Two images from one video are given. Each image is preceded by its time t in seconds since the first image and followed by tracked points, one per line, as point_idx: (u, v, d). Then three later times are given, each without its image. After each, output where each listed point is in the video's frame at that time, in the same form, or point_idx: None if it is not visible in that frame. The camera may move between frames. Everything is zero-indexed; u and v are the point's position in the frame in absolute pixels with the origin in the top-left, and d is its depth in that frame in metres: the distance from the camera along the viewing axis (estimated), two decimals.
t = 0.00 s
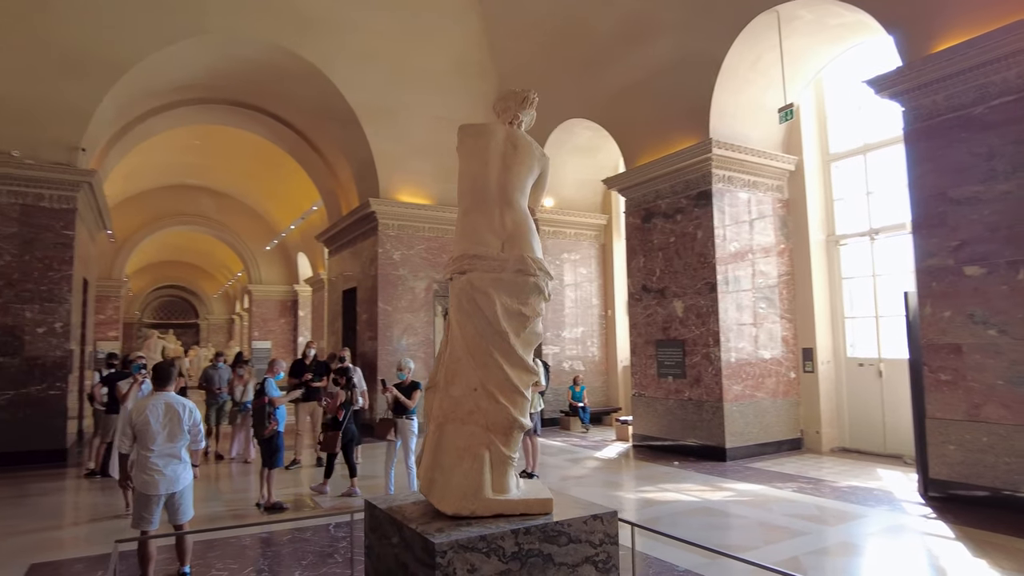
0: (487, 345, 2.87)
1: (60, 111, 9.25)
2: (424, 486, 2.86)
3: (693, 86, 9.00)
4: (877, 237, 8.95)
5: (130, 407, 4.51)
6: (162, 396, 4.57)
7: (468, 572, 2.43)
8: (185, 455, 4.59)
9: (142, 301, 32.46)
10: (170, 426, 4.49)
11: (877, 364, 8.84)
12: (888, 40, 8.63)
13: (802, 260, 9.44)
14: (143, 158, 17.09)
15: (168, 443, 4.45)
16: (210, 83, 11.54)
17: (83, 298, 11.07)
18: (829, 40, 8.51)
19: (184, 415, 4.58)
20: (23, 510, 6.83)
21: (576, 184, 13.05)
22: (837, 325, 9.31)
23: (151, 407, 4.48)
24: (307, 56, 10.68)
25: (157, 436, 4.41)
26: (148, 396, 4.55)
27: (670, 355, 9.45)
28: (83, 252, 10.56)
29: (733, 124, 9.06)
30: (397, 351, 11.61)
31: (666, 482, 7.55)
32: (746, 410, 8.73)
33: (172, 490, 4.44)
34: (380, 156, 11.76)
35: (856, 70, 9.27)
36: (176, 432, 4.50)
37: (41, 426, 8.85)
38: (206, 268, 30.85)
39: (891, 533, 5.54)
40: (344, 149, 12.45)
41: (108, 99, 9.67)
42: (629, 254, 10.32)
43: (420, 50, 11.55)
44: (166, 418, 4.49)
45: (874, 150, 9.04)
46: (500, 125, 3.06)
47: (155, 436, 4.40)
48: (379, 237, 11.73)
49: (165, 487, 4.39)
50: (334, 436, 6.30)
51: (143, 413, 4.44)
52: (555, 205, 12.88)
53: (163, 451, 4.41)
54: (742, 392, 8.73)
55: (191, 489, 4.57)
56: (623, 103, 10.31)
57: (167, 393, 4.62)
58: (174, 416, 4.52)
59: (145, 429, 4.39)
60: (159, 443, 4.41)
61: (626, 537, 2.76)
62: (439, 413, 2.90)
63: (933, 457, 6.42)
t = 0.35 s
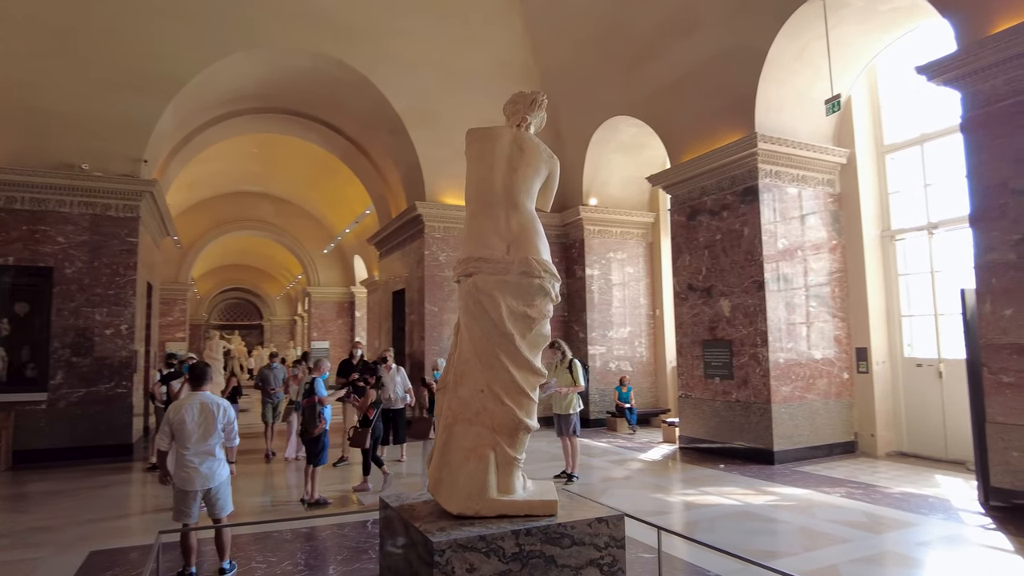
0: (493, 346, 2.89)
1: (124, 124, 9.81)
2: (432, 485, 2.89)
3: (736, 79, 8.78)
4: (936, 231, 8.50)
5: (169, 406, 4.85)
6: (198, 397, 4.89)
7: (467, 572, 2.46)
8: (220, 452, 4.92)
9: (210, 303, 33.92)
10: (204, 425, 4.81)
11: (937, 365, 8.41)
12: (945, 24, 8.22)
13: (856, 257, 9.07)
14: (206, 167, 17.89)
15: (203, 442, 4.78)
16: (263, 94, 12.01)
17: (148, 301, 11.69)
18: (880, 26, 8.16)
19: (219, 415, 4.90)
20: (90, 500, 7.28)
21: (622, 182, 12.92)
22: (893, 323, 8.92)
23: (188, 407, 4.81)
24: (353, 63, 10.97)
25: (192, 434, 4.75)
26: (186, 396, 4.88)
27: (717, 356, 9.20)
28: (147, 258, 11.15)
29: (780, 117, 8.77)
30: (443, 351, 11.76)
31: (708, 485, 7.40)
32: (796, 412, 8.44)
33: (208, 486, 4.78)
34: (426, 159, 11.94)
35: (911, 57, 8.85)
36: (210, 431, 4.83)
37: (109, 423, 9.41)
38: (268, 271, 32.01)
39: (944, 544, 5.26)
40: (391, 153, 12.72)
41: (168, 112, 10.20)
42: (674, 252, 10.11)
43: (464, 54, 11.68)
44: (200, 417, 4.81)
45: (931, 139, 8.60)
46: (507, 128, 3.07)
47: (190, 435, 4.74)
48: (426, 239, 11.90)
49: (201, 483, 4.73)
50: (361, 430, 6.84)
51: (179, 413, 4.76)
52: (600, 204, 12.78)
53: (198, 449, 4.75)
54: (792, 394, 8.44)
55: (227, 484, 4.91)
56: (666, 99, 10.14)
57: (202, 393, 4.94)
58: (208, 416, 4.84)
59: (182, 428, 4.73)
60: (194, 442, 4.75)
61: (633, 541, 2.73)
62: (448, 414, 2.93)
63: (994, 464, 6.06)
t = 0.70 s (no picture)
0: (496, 342, 2.86)
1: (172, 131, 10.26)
2: (436, 482, 2.88)
3: (776, 68, 8.49)
4: (993, 222, 8.04)
5: (205, 401, 4.92)
6: (233, 392, 4.95)
7: (463, 569, 2.44)
8: (253, 447, 4.98)
9: (263, 302, 34.94)
10: (238, 420, 4.88)
11: (995, 364, 7.97)
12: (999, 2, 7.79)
13: (906, 250, 8.66)
14: (255, 170, 18.41)
15: (237, 436, 4.84)
16: (304, 97, 12.29)
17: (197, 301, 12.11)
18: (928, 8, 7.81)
19: (252, 410, 4.95)
20: (138, 491, 7.60)
21: (661, 177, 12.68)
22: (946, 319, 8.52)
23: (222, 403, 4.87)
24: (389, 64, 11.12)
25: (226, 430, 4.82)
26: (221, 392, 4.94)
27: (759, 355, 8.90)
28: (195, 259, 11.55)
29: (822, 106, 8.45)
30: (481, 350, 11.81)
31: (746, 486, 7.20)
32: (841, 412, 8.13)
33: (240, 480, 4.84)
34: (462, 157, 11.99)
35: (965, 38, 8.41)
36: (243, 426, 4.89)
37: (159, 417, 9.78)
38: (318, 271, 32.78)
39: (994, 553, 4.96)
40: (429, 152, 12.82)
41: (212, 118, 10.60)
42: (714, 248, 9.83)
43: (499, 52, 11.66)
44: (234, 412, 4.88)
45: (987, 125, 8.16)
46: (511, 121, 3.03)
47: (224, 430, 4.80)
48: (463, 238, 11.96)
49: (233, 477, 4.79)
50: (395, 425, 6.92)
51: (215, 407, 4.83)
52: (640, 200, 12.57)
53: (231, 445, 4.81)
54: (836, 393, 8.13)
55: (258, 479, 4.97)
56: (704, 91, 9.89)
57: (237, 388, 5.00)
58: (242, 411, 4.90)
59: (216, 423, 4.80)
60: (229, 437, 4.82)
61: (638, 543, 2.65)
62: (452, 411, 2.92)
63: None
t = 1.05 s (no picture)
0: (494, 346, 2.79)
1: (220, 138, 10.59)
2: (435, 488, 2.83)
3: (822, 55, 8.10)
4: None
5: (236, 401, 4.96)
6: (263, 392, 4.96)
7: None
8: (282, 448, 5.01)
9: (318, 302, 35.81)
10: (268, 421, 4.89)
11: None
12: None
13: (966, 244, 8.16)
14: (305, 173, 18.90)
15: (266, 437, 4.87)
16: (347, 101, 12.49)
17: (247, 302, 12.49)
18: None
19: (281, 411, 4.95)
20: (186, 487, 7.87)
21: (707, 172, 12.27)
22: (1011, 317, 8.00)
23: (253, 403, 4.90)
24: (427, 66, 11.17)
25: (256, 431, 4.84)
26: (252, 392, 4.97)
27: (807, 355, 8.52)
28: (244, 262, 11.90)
29: (872, 94, 8.04)
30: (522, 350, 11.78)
31: (788, 492, 6.93)
32: (894, 415, 7.73)
33: (270, 480, 4.88)
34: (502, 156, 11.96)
35: None
36: (273, 427, 4.91)
37: (209, 415, 10.11)
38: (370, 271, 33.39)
39: None
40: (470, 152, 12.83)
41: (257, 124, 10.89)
42: (760, 243, 9.45)
43: (537, 49, 11.54)
44: (265, 413, 4.90)
45: None
46: (511, 120, 2.96)
47: (254, 430, 4.83)
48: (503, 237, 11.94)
49: (262, 478, 4.83)
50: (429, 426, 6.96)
51: (245, 408, 4.86)
52: (684, 195, 12.22)
53: (260, 446, 4.85)
54: (888, 395, 7.74)
55: (287, 479, 5.00)
56: (748, 81, 9.53)
57: (268, 389, 5.01)
58: (272, 413, 4.91)
59: (247, 424, 4.84)
60: (258, 437, 4.84)
61: (638, 557, 2.53)
62: (453, 416, 2.86)
63: None
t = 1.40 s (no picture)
0: (483, 346, 2.78)
1: (254, 144, 10.87)
2: (426, 487, 2.83)
3: (855, 44, 7.82)
4: None
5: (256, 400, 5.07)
6: (281, 392, 5.06)
7: None
8: (300, 446, 5.11)
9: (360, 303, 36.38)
10: (285, 420, 4.99)
11: None
12: None
13: (1013, 238, 7.78)
14: (343, 177, 19.26)
15: (284, 436, 4.97)
16: (378, 104, 12.66)
17: (284, 303, 12.79)
18: None
19: (299, 410, 5.05)
20: (220, 483, 8.10)
21: (741, 168, 11.99)
22: None
23: (271, 403, 5.00)
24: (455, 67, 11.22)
25: (274, 430, 4.95)
26: (270, 391, 5.07)
27: (842, 354, 8.26)
28: (280, 264, 12.18)
29: (909, 83, 7.74)
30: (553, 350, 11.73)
31: (818, 496, 6.73)
32: (933, 417, 7.43)
33: (288, 478, 4.99)
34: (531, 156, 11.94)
35: None
36: (290, 426, 5.01)
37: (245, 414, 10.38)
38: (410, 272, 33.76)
39: None
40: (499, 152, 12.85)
41: (290, 129, 11.13)
42: (793, 240, 9.18)
43: (566, 48, 11.46)
44: (282, 413, 5.00)
45: None
46: (501, 118, 2.94)
47: (272, 430, 4.94)
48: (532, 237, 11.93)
49: (280, 475, 4.94)
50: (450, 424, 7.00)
51: (263, 408, 4.97)
52: (717, 191, 11.90)
53: (278, 443, 4.95)
54: (927, 397, 7.44)
55: (305, 477, 5.11)
56: (779, 74, 9.28)
57: (286, 388, 5.10)
58: (289, 412, 5.00)
59: (265, 423, 4.94)
60: (276, 436, 4.95)
61: (625, 560, 2.49)
62: (444, 415, 2.86)
63: None
